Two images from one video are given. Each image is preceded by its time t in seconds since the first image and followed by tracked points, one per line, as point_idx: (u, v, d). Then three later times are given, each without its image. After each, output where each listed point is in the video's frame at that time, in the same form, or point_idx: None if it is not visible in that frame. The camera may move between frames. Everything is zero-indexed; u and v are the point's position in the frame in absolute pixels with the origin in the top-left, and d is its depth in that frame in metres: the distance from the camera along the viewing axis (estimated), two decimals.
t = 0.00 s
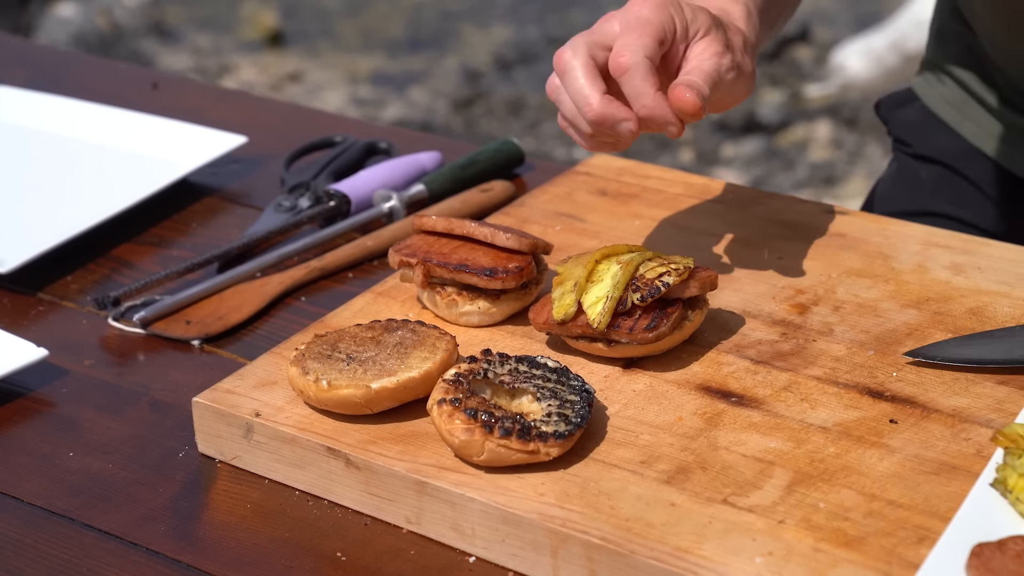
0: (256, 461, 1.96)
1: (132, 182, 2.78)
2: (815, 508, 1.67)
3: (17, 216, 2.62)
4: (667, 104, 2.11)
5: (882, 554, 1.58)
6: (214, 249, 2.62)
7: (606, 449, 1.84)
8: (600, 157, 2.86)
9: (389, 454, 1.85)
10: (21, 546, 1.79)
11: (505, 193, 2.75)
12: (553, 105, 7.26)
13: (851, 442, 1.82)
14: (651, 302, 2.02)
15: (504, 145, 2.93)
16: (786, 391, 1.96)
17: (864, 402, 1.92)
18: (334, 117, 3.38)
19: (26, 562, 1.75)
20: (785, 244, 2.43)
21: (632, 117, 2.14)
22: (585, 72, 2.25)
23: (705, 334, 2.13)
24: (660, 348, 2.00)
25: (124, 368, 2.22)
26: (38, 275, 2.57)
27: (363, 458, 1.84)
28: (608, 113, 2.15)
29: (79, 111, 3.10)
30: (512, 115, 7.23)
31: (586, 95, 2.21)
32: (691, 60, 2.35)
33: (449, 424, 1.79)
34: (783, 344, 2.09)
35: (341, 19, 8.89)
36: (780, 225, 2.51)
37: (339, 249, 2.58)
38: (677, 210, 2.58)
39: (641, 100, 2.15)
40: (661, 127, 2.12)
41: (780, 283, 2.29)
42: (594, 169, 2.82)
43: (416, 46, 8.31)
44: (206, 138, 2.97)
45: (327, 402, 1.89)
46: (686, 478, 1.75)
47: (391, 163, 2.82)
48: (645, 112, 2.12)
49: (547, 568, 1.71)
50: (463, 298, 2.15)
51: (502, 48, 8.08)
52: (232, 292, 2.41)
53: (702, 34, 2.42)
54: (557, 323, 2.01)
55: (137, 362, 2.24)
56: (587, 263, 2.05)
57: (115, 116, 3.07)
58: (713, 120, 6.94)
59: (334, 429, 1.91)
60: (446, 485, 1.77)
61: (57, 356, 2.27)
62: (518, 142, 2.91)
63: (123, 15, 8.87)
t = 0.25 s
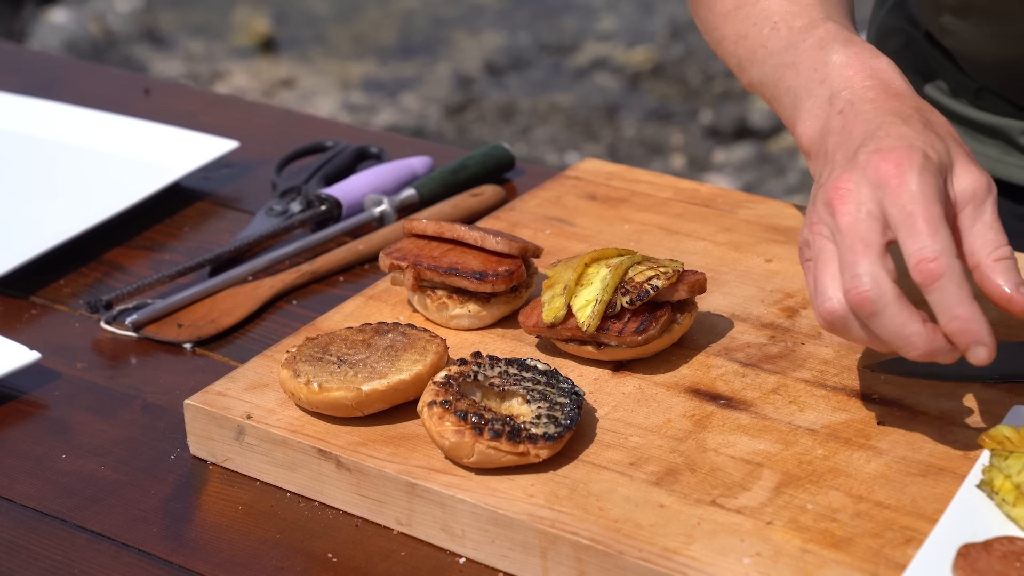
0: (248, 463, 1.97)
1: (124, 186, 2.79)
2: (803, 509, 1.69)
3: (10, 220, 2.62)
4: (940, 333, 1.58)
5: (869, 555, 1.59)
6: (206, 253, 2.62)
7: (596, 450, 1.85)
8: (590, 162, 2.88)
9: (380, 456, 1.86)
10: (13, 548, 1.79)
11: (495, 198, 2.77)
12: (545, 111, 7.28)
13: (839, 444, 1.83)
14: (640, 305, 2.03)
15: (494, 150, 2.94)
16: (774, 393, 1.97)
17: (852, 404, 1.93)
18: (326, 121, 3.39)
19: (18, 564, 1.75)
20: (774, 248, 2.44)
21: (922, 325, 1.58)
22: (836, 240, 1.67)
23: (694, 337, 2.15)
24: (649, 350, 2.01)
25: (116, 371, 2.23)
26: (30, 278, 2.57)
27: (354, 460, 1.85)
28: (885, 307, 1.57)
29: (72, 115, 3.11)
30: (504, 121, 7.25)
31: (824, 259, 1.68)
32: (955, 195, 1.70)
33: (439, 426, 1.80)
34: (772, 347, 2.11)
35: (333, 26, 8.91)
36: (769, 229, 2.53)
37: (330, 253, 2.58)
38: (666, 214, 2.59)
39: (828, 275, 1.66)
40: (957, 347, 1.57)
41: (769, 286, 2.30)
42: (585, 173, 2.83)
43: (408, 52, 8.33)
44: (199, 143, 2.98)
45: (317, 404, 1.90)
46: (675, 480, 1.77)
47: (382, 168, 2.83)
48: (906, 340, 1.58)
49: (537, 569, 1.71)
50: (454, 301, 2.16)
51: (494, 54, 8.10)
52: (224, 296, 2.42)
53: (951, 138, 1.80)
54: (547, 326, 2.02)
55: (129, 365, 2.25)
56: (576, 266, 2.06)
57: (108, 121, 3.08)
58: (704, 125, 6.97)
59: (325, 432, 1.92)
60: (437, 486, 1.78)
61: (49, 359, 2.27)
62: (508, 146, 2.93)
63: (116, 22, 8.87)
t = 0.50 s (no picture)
0: (243, 461, 1.98)
1: (121, 187, 2.80)
2: (794, 506, 1.70)
3: (7, 221, 2.63)
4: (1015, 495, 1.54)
5: (860, 551, 1.60)
6: (202, 253, 2.64)
7: (588, 448, 1.86)
8: (584, 163, 2.89)
9: (374, 454, 1.87)
10: (9, 546, 1.80)
11: (489, 199, 2.78)
12: (541, 115, 7.30)
13: (829, 442, 1.85)
14: (632, 305, 2.05)
15: (488, 151, 2.95)
16: (765, 392, 1.99)
17: (843, 403, 1.95)
18: (322, 124, 3.41)
19: (14, 562, 1.76)
20: (766, 249, 2.46)
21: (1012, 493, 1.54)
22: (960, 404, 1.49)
23: (686, 336, 2.16)
24: (641, 350, 2.03)
25: (113, 371, 2.24)
26: (27, 279, 2.58)
27: (348, 458, 1.86)
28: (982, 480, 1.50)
29: (69, 117, 3.12)
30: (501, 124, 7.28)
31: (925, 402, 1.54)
32: None
33: (432, 424, 1.81)
34: (763, 346, 2.12)
35: (330, 29, 8.93)
36: (762, 230, 2.54)
37: (325, 254, 2.60)
38: (659, 215, 2.61)
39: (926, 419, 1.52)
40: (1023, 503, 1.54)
41: (761, 286, 2.32)
42: (578, 174, 2.85)
43: (405, 56, 8.35)
44: (195, 144, 2.99)
45: (312, 403, 1.91)
46: (666, 478, 1.78)
47: (376, 169, 2.84)
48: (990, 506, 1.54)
49: (530, 566, 1.73)
50: (447, 301, 2.18)
51: (490, 58, 8.12)
52: (220, 296, 2.43)
53: None
54: (540, 325, 2.03)
55: (125, 365, 2.26)
56: (569, 265, 2.08)
57: (104, 122, 3.09)
58: (701, 128, 6.99)
59: (319, 430, 1.93)
60: (430, 484, 1.79)
61: (46, 359, 2.28)
62: (502, 148, 2.94)
63: (113, 26, 8.88)
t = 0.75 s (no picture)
0: (245, 467, 1.99)
1: (123, 196, 2.82)
2: (792, 511, 1.71)
3: (12, 230, 2.65)
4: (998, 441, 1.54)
5: (858, 555, 1.61)
6: (205, 261, 2.65)
7: (588, 454, 1.87)
8: (585, 171, 2.91)
9: (375, 460, 1.88)
10: (13, 551, 1.81)
11: (490, 207, 2.80)
12: (544, 124, 7.33)
13: (828, 447, 1.86)
14: (632, 311, 2.06)
15: (489, 159, 2.97)
16: (765, 398, 2.00)
17: (841, 408, 1.96)
18: (325, 133, 3.43)
19: (18, 567, 1.78)
20: (766, 256, 2.47)
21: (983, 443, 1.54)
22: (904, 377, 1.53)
23: (686, 342, 2.17)
24: (641, 356, 2.04)
25: (116, 378, 2.25)
26: (31, 287, 2.60)
27: (349, 464, 1.87)
28: (957, 437, 1.51)
29: (72, 126, 3.15)
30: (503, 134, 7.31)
31: (873, 375, 1.58)
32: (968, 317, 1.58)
33: (433, 430, 1.82)
34: (763, 352, 2.13)
35: (334, 40, 8.97)
36: (762, 237, 2.56)
37: (327, 262, 2.61)
38: (660, 222, 2.62)
39: (883, 395, 1.57)
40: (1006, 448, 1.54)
41: (761, 293, 2.33)
42: (579, 182, 2.87)
43: (408, 66, 8.38)
44: (198, 153, 3.01)
45: (313, 409, 1.93)
46: (666, 483, 1.79)
47: (378, 177, 2.86)
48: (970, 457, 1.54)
49: (530, 570, 1.74)
50: (448, 308, 2.19)
51: (493, 68, 8.15)
52: (222, 304, 2.45)
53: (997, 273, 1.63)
54: (540, 332, 2.05)
55: (128, 372, 2.27)
56: (569, 272, 2.10)
57: (108, 132, 3.11)
58: (703, 137, 7.01)
59: (321, 436, 1.95)
60: (431, 489, 1.80)
61: (50, 367, 2.30)
62: (503, 156, 2.96)
63: (118, 37, 8.93)
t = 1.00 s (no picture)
0: (244, 471, 2.00)
1: (123, 201, 2.83)
2: (790, 514, 1.72)
3: (12, 234, 2.66)
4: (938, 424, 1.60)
5: (855, 557, 1.62)
6: (205, 266, 2.66)
7: (586, 457, 1.88)
8: (583, 176, 2.92)
9: (374, 463, 1.89)
10: (13, 554, 1.82)
11: (489, 211, 2.80)
12: (543, 130, 7.34)
13: (825, 450, 1.86)
14: (630, 315, 2.07)
15: (488, 164, 2.98)
16: (762, 401, 2.00)
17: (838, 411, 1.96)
18: (325, 138, 3.44)
19: (18, 571, 1.78)
20: (763, 260, 2.48)
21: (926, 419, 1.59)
22: (846, 361, 1.63)
23: (684, 346, 2.18)
24: (638, 359, 2.05)
25: (116, 383, 2.26)
26: (32, 292, 2.61)
27: (348, 467, 1.88)
28: (894, 412, 1.58)
29: (71, 131, 3.16)
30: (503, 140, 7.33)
31: (832, 373, 1.68)
32: (920, 302, 1.66)
33: (432, 433, 1.83)
34: (760, 356, 2.14)
35: (334, 46, 8.99)
36: (759, 241, 2.57)
37: (326, 266, 2.62)
38: (658, 226, 2.63)
39: (842, 391, 1.67)
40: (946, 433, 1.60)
41: (758, 297, 2.34)
42: (578, 186, 2.88)
43: (408, 72, 8.40)
44: (198, 159, 3.02)
45: (312, 412, 1.94)
46: (663, 485, 1.79)
47: (377, 182, 2.88)
48: (917, 435, 1.59)
49: (529, 573, 1.74)
50: (447, 312, 2.20)
51: (493, 74, 8.17)
52: (222, 308, 2.45)
53: (957, 266, 1.70)
54: (538, 335, 2.06)
55: (128, 376, 2.28)
56: (567, 276, 2.10)
57: (107, 137, 3.12)
58: (703, 143, 7.03)
59: (320, 439, 1.95)
60: (430, 492, 1.81)
61: (49, 371, 2.31)
62: (502, 160, 2.97)
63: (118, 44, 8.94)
